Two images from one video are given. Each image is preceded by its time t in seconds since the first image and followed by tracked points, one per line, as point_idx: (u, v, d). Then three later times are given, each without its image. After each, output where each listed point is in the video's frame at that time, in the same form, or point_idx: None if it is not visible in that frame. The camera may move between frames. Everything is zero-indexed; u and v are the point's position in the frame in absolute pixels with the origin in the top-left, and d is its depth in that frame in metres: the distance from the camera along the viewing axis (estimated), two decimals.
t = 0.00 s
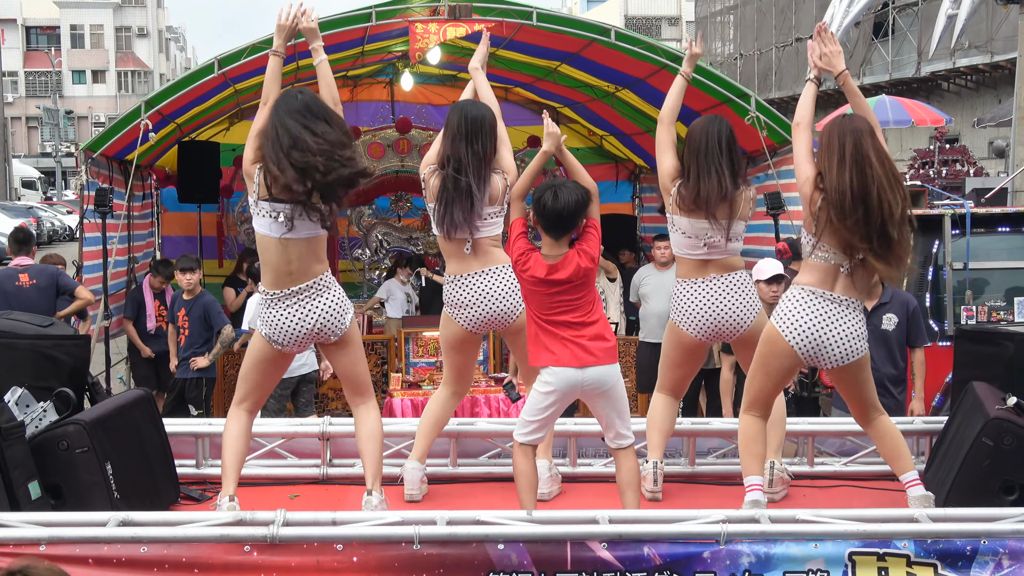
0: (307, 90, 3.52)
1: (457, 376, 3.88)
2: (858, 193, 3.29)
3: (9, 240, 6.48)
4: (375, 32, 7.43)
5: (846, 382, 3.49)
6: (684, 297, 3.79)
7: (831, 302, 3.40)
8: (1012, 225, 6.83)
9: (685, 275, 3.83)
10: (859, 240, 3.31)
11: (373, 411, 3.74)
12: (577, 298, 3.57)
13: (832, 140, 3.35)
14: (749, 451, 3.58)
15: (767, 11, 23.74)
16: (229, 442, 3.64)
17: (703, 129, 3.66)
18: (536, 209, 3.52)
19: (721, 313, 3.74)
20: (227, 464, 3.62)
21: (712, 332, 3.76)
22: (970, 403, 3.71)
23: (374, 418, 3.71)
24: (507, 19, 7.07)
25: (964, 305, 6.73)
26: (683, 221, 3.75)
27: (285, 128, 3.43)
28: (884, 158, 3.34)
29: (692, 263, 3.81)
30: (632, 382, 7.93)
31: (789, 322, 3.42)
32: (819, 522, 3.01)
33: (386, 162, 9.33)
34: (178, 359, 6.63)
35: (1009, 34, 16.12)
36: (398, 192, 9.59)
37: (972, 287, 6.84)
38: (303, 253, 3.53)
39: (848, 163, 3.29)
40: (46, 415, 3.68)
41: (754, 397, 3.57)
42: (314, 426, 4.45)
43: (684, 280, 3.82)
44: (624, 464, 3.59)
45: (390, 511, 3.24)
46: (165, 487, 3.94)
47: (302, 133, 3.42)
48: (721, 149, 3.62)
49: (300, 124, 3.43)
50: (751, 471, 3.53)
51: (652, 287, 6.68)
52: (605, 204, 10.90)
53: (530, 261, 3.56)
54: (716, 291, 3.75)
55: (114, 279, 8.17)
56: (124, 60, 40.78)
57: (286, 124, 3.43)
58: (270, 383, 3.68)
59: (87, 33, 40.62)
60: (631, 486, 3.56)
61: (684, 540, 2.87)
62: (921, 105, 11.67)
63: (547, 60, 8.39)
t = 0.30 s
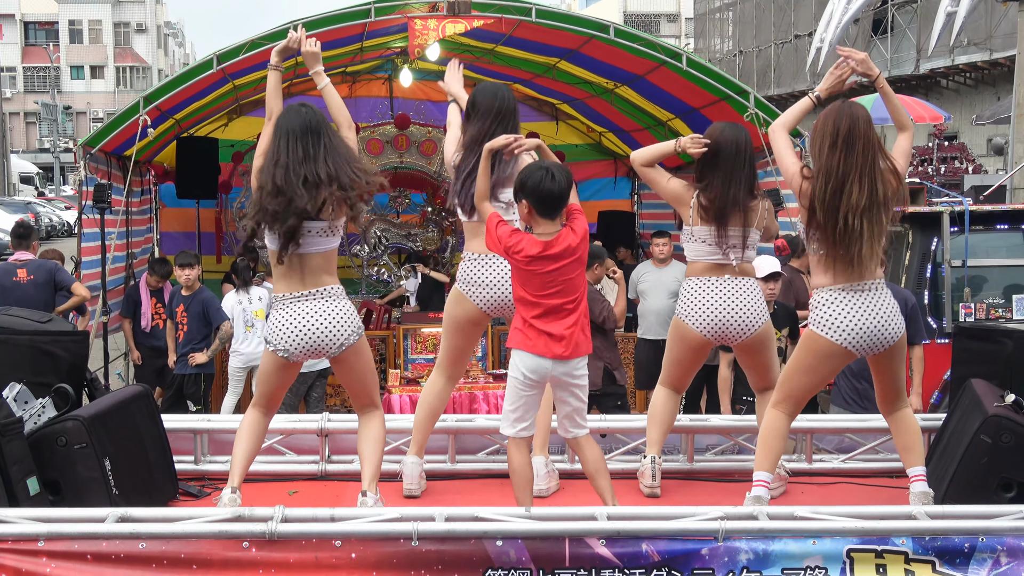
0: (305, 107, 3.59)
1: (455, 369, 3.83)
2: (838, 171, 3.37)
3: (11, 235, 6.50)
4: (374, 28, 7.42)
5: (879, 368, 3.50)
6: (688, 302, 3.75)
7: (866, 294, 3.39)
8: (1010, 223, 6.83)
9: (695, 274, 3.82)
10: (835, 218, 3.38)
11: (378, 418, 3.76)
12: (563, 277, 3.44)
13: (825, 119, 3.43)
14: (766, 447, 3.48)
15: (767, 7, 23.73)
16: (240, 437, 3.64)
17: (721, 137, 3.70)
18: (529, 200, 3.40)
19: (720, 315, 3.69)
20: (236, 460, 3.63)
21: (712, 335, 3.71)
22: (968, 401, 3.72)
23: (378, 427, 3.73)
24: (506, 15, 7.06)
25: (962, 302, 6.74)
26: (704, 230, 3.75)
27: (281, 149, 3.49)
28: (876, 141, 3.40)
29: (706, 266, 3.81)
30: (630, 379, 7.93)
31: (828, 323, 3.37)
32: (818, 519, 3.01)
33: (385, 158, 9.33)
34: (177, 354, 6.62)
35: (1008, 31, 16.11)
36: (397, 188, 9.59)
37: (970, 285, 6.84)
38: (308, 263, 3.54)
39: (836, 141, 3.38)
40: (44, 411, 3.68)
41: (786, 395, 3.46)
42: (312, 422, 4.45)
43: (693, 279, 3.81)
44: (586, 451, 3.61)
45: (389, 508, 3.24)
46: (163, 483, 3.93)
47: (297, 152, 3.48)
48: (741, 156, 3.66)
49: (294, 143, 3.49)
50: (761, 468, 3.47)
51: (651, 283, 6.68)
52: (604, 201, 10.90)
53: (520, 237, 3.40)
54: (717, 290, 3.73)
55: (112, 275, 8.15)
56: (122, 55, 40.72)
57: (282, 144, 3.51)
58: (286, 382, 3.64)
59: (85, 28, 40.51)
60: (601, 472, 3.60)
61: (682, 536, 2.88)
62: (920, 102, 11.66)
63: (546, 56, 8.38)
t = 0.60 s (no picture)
0: (314, 59, 3.49)
1: (481, 342, 3.60)
2: (868, 132, 3.28)
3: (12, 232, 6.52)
4: (373, 25, 7.42)
5: (885, 344, 3.48)
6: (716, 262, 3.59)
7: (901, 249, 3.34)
8: (1009, 219, 6.83)
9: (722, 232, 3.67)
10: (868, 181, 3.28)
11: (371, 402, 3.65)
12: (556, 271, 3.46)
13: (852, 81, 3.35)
14: (846, 438, 3.35)
15: (766, 4, 23.73)
16: (275, 430, 3.44)
17: (730, 91, 3.62)
18: (550, 193, 3.43)
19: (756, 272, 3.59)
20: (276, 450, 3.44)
21: (741, 295, 3.60)
22: (967, 397, 3.72)
23: (372, 410, 3.61)
24: (506, 12, 7.06)
25: (961, 299, 6.74)
26: (744, 186, 3.61)
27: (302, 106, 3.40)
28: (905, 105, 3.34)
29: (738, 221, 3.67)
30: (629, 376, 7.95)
31: (878, 280, 3.29)
32: (817, 515, 3.02)
33: (384, 155, 9.35)
34: (176, 352, 6.63)
35: (1007, 28, 16.11)
36: (396, 185, 9.57)
37: (969, 281, 6.84)
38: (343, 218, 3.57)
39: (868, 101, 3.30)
40: (44, 408, 3.67)
41: (835, 373, 3.34)
42: (311, 419, 4.45)
43: (715, 237, 3.66)
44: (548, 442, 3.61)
45: (387, 504, 3.24)
46: (163, 480, 3.93)
47: (320, 106, 3.39)
48: (758, 106, 3.60)
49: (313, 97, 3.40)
50: (849, 466, 3.36)
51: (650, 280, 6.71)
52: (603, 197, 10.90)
53: (519, 233, 3.41)
54: (743, 245, 3.62)
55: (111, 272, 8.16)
56: (121, 52, 40.67)
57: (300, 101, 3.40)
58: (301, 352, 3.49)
59: (84, 25, 40.45)
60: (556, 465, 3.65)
61: (682, 533, 2.88)
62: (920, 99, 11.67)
63: (545, 53, 8.37)
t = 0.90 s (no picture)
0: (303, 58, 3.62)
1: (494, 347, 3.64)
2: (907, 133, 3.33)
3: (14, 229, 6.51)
4: (372, 23, 7.40)
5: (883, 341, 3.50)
6: (717, 260, 3.57)
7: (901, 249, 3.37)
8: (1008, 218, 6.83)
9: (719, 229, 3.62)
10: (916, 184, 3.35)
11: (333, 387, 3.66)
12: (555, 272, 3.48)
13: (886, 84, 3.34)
14: (888, 453, 3.36)
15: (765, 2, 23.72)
16: (302, 436, 3.46)
17: (727, 86, 3.65)
18: (550, 188, 3.46)
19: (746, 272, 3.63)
20: (304, 457, 3.50)
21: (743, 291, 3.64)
22: (966, 394, 3.72)
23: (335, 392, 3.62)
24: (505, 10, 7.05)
25: (959, 297, 6.75)
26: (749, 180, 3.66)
27: (314, 100, 3.54)
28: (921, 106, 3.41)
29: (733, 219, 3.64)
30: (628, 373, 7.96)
31: (898, 280, 3.31)
32: (815, 513, 3.02)
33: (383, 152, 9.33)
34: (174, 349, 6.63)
35: (1006, 26, 16.10)
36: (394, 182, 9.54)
37: (968, 279, 6.84)
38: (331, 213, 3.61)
39: (906, 107, 3.30)
40: (42, 406, 3.69)
41: (884, 383, 3.32)
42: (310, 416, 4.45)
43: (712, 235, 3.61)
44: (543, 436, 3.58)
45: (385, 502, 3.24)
46: (161, 478, 3.93)
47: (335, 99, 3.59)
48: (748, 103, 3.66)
49: (324, 91, 3.58)
50: (886, 481, 3.38)
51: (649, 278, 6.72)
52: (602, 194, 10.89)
53: (540, 228, 3.47)
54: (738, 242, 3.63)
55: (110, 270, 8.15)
56: (120, 49, 40.60)
57: (312, 93, 3.55)
58: (312, 357, 3.50)
59: (83, 22, 40.39)
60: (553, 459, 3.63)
61: (680, 531, 2.88)
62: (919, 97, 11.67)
63: (545, 51, 8.36)
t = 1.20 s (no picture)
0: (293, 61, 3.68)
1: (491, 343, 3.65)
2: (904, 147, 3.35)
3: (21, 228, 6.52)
4: (370, 21, 7.40)
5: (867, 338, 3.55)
6: (717, 257, 3.61)
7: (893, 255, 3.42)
8: (1006, 216, 6.84)
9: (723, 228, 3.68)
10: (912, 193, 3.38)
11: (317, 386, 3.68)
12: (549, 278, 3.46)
13: (878, 95, 3.34)
14: (875, 453, 3.34)
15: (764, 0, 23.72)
16: (303, 431, 3.49)
17: (721, 86, 3.68)
18: (549, 202, 3.45)
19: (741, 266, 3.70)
20: (304, 452, 3.53)
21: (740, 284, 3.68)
22: (963, 393, 3.73)
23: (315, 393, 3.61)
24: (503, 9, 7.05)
25: (957, 295, 6.76)
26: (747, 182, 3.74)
27: (314, 102, 3.63)
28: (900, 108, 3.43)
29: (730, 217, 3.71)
30: (627, 372, 7.97)
31: (889, 285, 3.37)
32: (813, 511, 3.02)
33: (381, 151, 9.33)
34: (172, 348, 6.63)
35: (1004, 24, 16.10)
36: (393, 181, 9.53)
37: (967, 278, 6.84)
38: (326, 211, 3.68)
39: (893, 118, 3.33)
40: (42, 404, 3.70)
41: (865, 380, 3.32)
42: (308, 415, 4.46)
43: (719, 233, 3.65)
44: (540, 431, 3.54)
45: (384, 500, 3.25)
46: (160, 476, 3.93)
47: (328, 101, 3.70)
48: (738, 103, 3.67)
49: (318, 93, 3.66)
50: (880, 475, 3.35)
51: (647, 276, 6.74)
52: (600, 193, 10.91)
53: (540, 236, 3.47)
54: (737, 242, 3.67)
55: (110, 269, 8.15)
56: (118, 48, 40.56)
57: (310, 96, 3.62)
58: (314, 353, 3.58)
59: (81, 21, 40.34)
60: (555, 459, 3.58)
61: (679, 529, 2.89)
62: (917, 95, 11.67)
63: (543, 50, 8.37)
